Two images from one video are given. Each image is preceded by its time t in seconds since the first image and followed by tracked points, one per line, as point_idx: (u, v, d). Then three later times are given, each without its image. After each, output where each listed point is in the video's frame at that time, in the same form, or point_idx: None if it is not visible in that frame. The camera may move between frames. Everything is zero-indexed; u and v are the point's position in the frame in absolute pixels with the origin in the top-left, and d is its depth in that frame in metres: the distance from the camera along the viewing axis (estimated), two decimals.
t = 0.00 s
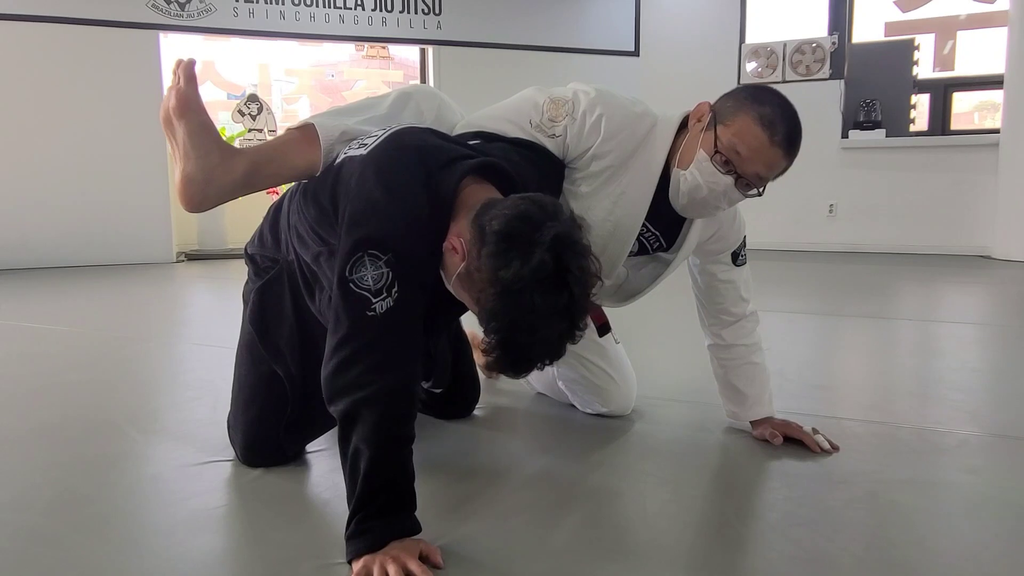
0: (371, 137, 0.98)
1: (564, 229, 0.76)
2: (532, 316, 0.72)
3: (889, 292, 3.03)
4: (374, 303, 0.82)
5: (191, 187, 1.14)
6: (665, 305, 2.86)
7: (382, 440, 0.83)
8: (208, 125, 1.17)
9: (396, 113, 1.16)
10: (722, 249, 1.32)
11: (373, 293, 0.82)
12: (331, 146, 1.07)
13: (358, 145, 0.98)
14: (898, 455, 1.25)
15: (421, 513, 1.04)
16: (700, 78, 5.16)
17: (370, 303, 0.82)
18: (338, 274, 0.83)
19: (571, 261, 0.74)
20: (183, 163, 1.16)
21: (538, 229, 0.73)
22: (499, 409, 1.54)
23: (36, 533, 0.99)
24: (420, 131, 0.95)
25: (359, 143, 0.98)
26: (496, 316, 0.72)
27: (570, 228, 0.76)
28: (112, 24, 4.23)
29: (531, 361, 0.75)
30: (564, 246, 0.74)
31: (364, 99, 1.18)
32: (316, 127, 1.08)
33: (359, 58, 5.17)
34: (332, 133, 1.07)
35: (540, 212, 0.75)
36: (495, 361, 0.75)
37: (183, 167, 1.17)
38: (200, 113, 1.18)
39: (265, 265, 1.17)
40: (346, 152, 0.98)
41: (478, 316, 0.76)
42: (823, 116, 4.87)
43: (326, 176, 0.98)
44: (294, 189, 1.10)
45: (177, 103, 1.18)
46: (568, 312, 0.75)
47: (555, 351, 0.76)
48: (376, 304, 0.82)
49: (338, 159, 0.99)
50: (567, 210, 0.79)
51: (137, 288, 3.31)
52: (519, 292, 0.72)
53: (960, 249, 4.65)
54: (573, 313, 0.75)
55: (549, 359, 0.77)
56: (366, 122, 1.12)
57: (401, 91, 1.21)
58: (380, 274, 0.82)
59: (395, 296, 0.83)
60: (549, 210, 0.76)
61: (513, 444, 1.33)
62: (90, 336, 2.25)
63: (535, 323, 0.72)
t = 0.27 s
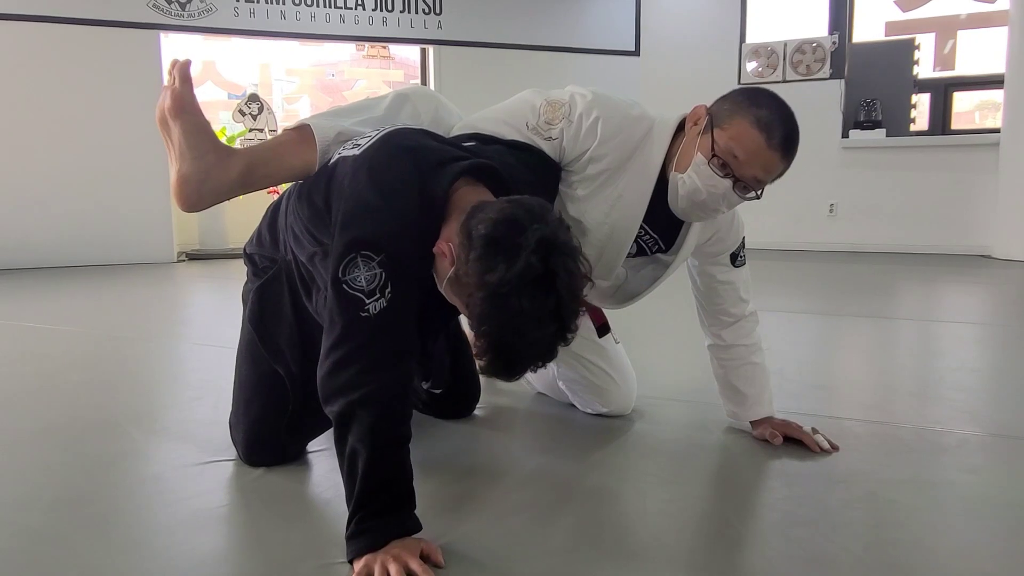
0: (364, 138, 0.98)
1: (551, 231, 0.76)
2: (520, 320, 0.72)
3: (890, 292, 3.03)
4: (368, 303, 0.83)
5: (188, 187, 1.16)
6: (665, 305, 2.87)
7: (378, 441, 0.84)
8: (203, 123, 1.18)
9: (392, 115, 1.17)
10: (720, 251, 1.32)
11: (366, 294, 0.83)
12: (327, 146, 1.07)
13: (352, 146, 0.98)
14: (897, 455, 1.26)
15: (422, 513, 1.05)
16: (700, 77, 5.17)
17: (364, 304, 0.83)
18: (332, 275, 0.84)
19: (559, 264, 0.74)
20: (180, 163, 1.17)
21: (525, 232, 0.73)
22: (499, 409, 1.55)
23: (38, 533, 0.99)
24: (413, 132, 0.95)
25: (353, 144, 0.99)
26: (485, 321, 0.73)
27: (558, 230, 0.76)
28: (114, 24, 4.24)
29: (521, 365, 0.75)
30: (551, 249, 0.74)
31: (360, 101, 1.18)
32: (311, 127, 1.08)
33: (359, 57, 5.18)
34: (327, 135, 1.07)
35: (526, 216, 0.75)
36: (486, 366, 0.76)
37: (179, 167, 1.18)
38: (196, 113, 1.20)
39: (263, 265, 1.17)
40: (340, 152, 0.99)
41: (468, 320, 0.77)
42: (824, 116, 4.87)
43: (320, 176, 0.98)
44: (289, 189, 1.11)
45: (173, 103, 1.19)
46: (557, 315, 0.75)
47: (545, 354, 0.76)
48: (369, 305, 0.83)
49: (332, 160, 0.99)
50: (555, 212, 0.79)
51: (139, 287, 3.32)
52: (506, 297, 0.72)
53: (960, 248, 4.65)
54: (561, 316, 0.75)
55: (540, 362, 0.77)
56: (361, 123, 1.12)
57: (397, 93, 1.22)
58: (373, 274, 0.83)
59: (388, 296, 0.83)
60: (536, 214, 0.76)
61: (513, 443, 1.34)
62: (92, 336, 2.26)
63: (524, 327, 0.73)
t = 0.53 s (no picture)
0: (357, 138, 0.99)
1: (541, 235, 0.76)
2: (512, 325, 0.73)
3: (890, 291, 3.04)
4: (362, 303, 0.83)
5: (180, 185, 1.15)
6: (666, 304, 2.87)
7: (374, 442, 0.84)
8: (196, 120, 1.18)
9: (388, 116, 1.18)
10: (717, 251, 1.32)
11: (361, 293, 0.83)
12: (322, 146, 1.08)
13: (344, 146, 0.99)
14: (898, 454, 1.26)
15: (422, 513, 1.05)
16: (701, 76, 5.17)
17: (359, 304, 0.83)
18: (326, 276, 0.84)
19: (549, 267, 0.75)
20: (172, 160, 1.17)
21: (514, 237, 0.74)
22: (500, 408, 1.55)
23: (40, 532, 1.00)
24: (406, 132, 0.96)
25: (346, 144, 0.99)
26: (477, 327, 0.73)
27: (548, 233, 0.76)
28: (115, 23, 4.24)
29: (514, 369, 0.75)
30: (542, 254, 0.74)
31: (356, 103, 1.19)
32: (307, 127, 1.09)
33: (360, 57, 5.19)
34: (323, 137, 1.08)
35: (515, 221, 0.75)
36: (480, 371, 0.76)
37: (171, 164, 1.18)
38: (189, 109, 1.20)
39: (260, 265, 1.18)
40: (333, 151, 0.99)
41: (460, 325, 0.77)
42: (825, 115, 4.87)
43: (313, 175, 0.99)
44: (283, 189, 1.11)
45: (166, 99, 1.19)
46: (549, 318, 0.75)
47: (539, 357, 0.76)
48: (364, 305, 0.83)
49: (325, 159, 1.00)
50: (545, 214, 0.79)
51: (140, 286, 3.33)
52: (497, 303, 0.72)
53: (961, 248, 4.65)
54: (554, 319, 0.76)
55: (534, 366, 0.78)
56: (357, 124, 1.13)
57: (393, 95, 1.23)
58: (367, 273, 0.83)
59: (382, 296, 0.84)
60: (525, 218, 0.76)
61: (514, 443, 1.34)
62: (93, 335, 2.26)
63: (515, 331, 0.73)
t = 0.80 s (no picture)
0: (350, 137, 0.99)
1: (525, 229, 0.76)
2: (500, 322, 0.73)
3: (890, 291, 3.04)
4: (357, 303, 0.84)
5: (177, 187, 1.17)
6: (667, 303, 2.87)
7: (371, 441, 0.84)
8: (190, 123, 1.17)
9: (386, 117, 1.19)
10: (714, 252, 1.33)
11: (355, 293, 0.83)
12: (318, 147, 1.09)
13: (338, 146, 0.99)
14: (898, 453, 1.26)
15: (422, 512, 1.05)
16: (702, 76, 5.17)
17: (353, 304, 0.84)
18: (320, 277, 0.84)
19: (534, 262, 0.75)
20: (167, 162, 1.18)
21: (496, 233, 0.74)
22: (500, 407, 1.56)
23: (41, 530, 1.00)
24: (398, 131, 0.96)
25: (339, 144, 0.99)
26: (466, 327, 0.73)
27: (532, 228, 0.77)
28: (116, 23, 4.24)
29: (507, 366, 0.75)
30: (526, 249, 0.74)
31: (354, 104, 1.21)
32: (302, 128, 1.11)
33: (361, 56, 5.19)
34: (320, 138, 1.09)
35: (497, 218, 0.75)
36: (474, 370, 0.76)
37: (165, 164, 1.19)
38: (181, 111, 1.18)
39: (258, 264, 1.18)
40: (327, 151, 0.99)
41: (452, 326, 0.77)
42: (826, 114, 4.87)
43: (307, 174, 0.99)
44: (279, 190, 1.12)
45: (158, 102, 1.17)
46: (538, 313, 0.75)
47: (531, 353, 0.76)
48: (359, 305, 0.84)
49: (319, 159, 1.00)
50: (529, 209, 0.79)
51: (141, 286, 3.33)
52: (484, 301, 0.72)
53: (962, 247, 4.64)
54: (543, 314, 0.76)
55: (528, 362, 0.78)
56: (354, 125, 1.15)
57: (391, 96, 1.24)
58: (360, 273, 0.83)
59: (377, 295, 0.84)
60: (508, 214, 0.76)
61: (514, 442, 1.34)
62: (94, 334, 2.27)
63: (504, 328, 0.73)
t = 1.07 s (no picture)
0: (348, 137, 0.99)
1: (521, 228, 0.76)
2: (500, 322, 0.73)
3: (892, 290, 3.03)
4: (356, 302, 0.84)
5: (175, 186, 1.17)
6: (669, 302, 2.87)
7: (372, 440, 0.84)
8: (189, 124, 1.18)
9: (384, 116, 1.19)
10: (713, 251, 1.33)
11: (354, 293, 0.83)
12: (317, 146, 1.09)
13: (335, 146, 0.99)
14: (899, 453, 1.26)
15: (423, 511, 1.05)
16: (703, 75, 5.16)
17: (352, 303, 0.84)
18: (320, 277, 0.84)
19: (531, 261, 0.75)
20: (164, 162, 1.18)
21: (493, 234, 0.74)
22: (501, 406, 1.56)
23: (43, 530, 1.00)
24: (396, 131, 0.96)
25: (337, 144, 0.99)
26: (466, 326, 0.73)
27: (528, 226, 0.76)
28: (117, 23, 4.24)
29: (509, 364, 0.76)
30: (523, 248, 0.74)
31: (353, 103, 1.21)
32: (301, 128, 1.10)
33: (362, 55, 5.19)
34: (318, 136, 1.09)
35: (494, 217, 0.75)
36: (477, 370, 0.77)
37: (164, 166, 1.19)
38: (179, 112, 1.19)
39: (257, 264, 1.18)
40: (326, 151, 0.99)
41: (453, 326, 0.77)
42: (827, 114, 4.86)
43: (305, 174, 0.99)
44: (278, 190, 1.12)
45: (156, 103, 1.19)
46: (537, 311, 0.75)
47: (532, 350, 0.76)
48: (358, 304, 0.84)
49: (318, 158, 1.00)
50: (525, 207, 0.79)
51: (143, 285, 3.33)
52: (483, 302, 0.72)
53: (964, 247, 4.64)
54: (542, 311, 0.76)
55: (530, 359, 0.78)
56: (352, 124, 1.15)
57: (390, 95, 1.24)
58: (359, 273, 0.83)
59: (376, 295, 0.84)
60: (504, 214, 0.76)
61: (515, 441, 1.34)
62: (96, 333, 2.27)
63: (504, 328, 0.73)
